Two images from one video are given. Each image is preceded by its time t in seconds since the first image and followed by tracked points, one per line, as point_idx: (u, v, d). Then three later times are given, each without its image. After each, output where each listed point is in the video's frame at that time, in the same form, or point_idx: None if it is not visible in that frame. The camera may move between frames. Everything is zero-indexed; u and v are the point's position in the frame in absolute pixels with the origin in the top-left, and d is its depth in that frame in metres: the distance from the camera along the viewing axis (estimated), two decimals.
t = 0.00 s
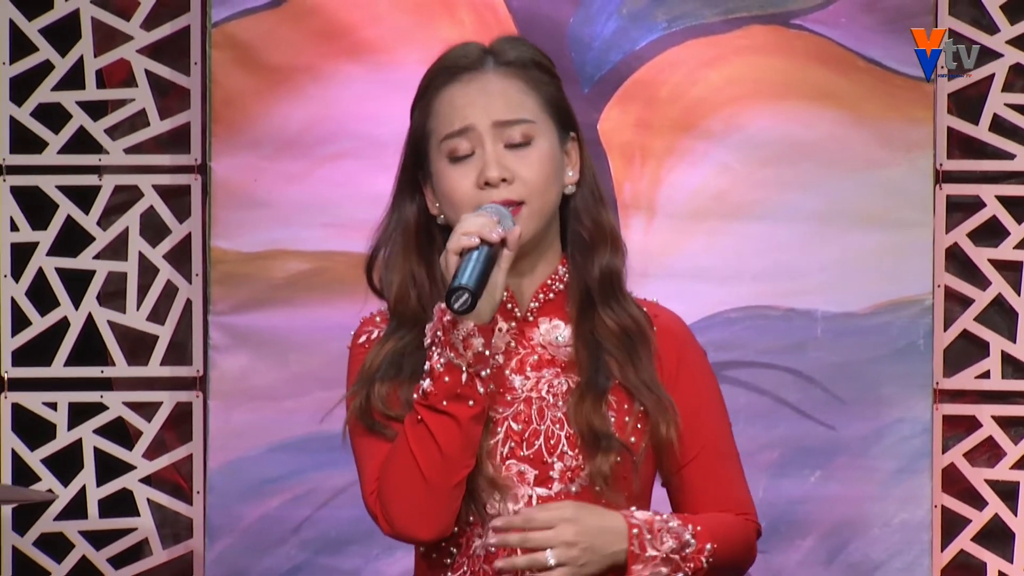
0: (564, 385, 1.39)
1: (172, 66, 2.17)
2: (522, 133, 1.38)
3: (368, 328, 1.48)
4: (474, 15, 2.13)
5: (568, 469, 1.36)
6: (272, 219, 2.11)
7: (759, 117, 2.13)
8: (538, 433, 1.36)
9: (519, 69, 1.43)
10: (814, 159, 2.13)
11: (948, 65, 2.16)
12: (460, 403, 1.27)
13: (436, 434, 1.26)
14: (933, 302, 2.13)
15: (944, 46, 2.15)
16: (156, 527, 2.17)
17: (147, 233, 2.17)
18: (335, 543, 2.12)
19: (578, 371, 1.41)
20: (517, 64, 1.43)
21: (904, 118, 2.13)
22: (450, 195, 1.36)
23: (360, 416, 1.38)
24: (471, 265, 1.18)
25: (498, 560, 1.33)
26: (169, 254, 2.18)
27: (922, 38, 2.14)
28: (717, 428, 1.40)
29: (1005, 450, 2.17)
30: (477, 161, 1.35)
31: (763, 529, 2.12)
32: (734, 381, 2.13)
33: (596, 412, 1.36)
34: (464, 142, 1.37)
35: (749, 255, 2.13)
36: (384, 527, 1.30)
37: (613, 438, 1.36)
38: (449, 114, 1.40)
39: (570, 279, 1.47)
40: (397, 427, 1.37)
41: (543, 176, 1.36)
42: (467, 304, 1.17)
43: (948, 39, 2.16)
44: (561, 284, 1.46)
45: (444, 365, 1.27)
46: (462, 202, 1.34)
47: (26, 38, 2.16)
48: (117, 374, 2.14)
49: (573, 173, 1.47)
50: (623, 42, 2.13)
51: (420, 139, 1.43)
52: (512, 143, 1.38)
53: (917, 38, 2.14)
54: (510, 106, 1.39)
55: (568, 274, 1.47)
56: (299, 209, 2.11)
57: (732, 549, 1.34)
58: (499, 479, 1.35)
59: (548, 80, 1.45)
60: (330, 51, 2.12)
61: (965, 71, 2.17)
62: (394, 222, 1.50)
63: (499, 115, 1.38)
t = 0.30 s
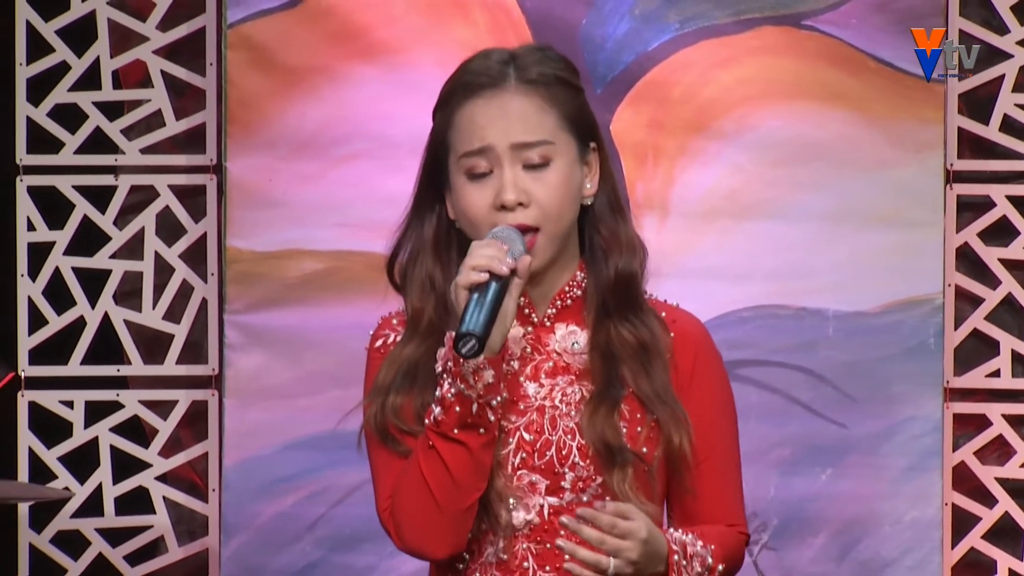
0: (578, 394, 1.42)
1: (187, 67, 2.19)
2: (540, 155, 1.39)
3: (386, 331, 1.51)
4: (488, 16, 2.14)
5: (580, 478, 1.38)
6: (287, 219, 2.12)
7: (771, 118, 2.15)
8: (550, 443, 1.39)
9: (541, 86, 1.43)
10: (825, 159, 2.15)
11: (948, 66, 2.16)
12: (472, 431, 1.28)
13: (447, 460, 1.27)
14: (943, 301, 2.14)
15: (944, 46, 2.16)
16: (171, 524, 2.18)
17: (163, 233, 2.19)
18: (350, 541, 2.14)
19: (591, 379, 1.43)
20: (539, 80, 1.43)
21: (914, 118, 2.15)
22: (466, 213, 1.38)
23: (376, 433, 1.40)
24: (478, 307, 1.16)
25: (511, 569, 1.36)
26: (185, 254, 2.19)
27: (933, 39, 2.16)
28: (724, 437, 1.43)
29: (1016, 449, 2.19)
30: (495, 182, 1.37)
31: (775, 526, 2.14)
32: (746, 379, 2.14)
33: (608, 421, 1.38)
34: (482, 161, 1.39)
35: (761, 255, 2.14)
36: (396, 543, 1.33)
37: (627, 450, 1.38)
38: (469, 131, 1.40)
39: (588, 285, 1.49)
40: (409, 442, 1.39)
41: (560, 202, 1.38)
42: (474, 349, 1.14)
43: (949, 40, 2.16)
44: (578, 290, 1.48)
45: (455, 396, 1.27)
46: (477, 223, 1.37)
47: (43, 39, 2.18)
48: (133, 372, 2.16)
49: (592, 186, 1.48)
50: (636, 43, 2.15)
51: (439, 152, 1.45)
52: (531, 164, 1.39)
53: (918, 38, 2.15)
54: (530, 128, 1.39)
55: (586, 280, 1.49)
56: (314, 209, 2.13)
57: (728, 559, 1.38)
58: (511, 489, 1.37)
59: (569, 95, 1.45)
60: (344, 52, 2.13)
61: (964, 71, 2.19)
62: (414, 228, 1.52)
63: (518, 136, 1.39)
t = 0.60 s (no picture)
0: (587, 400, 1.44)
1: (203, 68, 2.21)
2: (560, 171, 1.38)
3: (395, 337, 1.52)
4: (501, 17, 2.16)
5: (590, 486, 1.41)
6: (302, 219, 2.14)
7: (782, 119, 2.16)
8: (559, 452, 1.41)
9: (571, 103, 1.41)
10: (835, 160, 2.16)
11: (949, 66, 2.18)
12: (488, 450, 1.28)
13: (464, 478, 1.28)
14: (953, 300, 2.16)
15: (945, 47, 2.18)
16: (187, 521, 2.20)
17: (178, 233, 2.20)
18: (364, 538, 2.15)
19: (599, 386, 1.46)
20: (570, 96, 1.42)
21: (923, 119, 2.17)
22: (479, 218, 1.38)
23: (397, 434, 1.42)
24: (496, 337, 1.15)
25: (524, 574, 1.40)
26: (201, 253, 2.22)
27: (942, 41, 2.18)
28: (731, 439, 1.45)
29: None
30: (512, 192, 1.37)
31: (785, 524, 2.16)
32: (756, 378, 2.16)
33: (618, 431, 1.41)
34: (501, 168, 1.38)
35: (772, 254, 2.16)
36: (411, 553, 1.35)
37: (635, 465, 1.39)
38: (492, 137, 1.40)
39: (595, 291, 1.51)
40: (426, 451, 1.41)
41: (573, 221, 1.38)
42: (496, 380, 1.13)
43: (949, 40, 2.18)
44: (586, 295, 1.50)
45: (472, 417, 1.28)
46: (489, 229, 1.37)
47: (60, 41, 2.20)
48: (149, 370, 2.19)
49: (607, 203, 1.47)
50: (648, 45, 2.17)
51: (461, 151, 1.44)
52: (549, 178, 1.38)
53: (918, 38, 2.18)
54: (554, 143, 1.39)
55: (593, 284, 1.51)
56: (329, 209, 2.14)
57: (734, 562, 1.41)
58: (522, 499, 1.41)
59: (597, 113, 1.44)
60: (358, 53, 2.15)
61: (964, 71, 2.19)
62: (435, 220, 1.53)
63: (541, 150, 1.38)
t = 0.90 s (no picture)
0: (591, 403, 1.46)
1: (213, 68, 2.22)
2: (590, 171, 1.45)
3: (401, 337, 1.51)
4: (510, 18, 2.17)
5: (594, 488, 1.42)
6: (312, 219, 2.15)
7: (789, 119, 2.18)
8: (565, 455, 1.42)
9: (621, 112, 1.48)
10: (842, 160, 2.18)
11: (949, 65, 2.20)
12: (503, 451, 1.29)
13: (479, 478, 1.29)
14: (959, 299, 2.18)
15: (945, 47, 2.19)
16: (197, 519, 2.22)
17: (189, 233, 2.22)
18: (374, 535, 2.17)
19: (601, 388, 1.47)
20: (622, 107, 1.48)
21: (929, 119, 2.18)
22: (500, 191, 1.44)
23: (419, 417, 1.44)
24: (518, 339, 1.17)
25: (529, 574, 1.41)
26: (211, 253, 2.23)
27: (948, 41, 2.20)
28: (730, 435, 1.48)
29: None
30: (539, 175, 1.42)
31: (792, 521, 2.17)
32: (763, 376, 2.18)
33: (620, 443, 1.42)
34: (536, 151, 1.44)
35: (779, 253, 2.18)
36: (421, 550, 1.36)
37: (633, 482, 1.42)
38: (537, 119, 1.46)
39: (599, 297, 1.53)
40: (442, 440, 1.44)
41: (586, 221, 1.43)
42: (518, 382, 1.15)
43: (950, 40, 2.20)
44: (590, 297, 1.52)
45: (489, 418, 1.29)
46: (504, 204, 1.43)
47: (71, 41, 2.22)
48: (160, 369, 2.21)
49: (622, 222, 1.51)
50: (656, 45, 2.18)
51: (502, 127, 1.50)
52: (578, 174, 1.45)
53: (918, 38, 2.19)
54: (593, 143, 1.45)
55: (597, 288, 1.53)
56: (340, 209, 2.16)
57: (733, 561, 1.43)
58: (528, 500, 1.42)
59: (643, 132, 1.50)
60: (368, 54, 2.16)
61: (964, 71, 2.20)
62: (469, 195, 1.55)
63: (579, 145, 1.44)
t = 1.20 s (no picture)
0: (599, 396, 1.45)
1: (219, 68, 2.23)
2: (620, 161, 1.46)
3: (414, 325, 1.52)
4: (514, 19, 2.18)
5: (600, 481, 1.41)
6: (317, 218, 2.16)
7: (792, 118, 2.19)
8: (571, 447, 1.42)
9: (654, 106, 1.50)
10: (844, 159, 2.19)
11: (949, 65, 2.21)
12: (516, 435, 1.30)
13: (490, 462, 1.30)
14: (960, 298, 2.19)
15: (945, 47, 2.21)
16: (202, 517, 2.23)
17: (195, 232, 2.23)
18: (378, 533, 2.17)
19: (609, 382, 1.46)
20: (655, 101, 1.50)
21: (931, 119, 2.19)
22: (529, 175, 1.45)
23: (430, 401, 1.44)
24: (539, 320, 1.16)
25: (533, 566, 1.40)
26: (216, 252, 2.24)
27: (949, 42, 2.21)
28: (732, 432, 1.47)
29: None
30: (570, 161, 1.44)
31: (794, 519, 2.18)
32: (767, 375, 2.18)
33: (624, 435, 1.42)
34: (568, 137, 1.46)
35: (781, 252, 2.19)
36: (427, 534, 1.37)
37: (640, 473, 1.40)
38: (572, 106, 1.48)
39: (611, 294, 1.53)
40: (452, 427, 1.43)
41: (614, 210, 1.44)
42: (539, 362, 1.16)
43: (950, 41, 2.22)
44: (603, 292, 1.52)
45: (503, 401, 1.30)
46: (533, 188, 1.43)
47: (77, 41, 2.23)
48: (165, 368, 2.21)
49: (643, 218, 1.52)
50: (659, 45, 2.19)
51: (534, 115, 1.52)
52: (608, 163, 1.46)
53: (918, 38, 2.21)
54: (626, 133, 1.46)
55: (610, 283, 1.53)
56: (345, 208, 2.16)
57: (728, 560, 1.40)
58: (533, 490, 1.41)
59: (670, 129, 1.52)
60: (372, 54, 2.18)
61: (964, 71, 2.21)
62: (490, 185, 1.57)
63: (613, 134, 1.46)
